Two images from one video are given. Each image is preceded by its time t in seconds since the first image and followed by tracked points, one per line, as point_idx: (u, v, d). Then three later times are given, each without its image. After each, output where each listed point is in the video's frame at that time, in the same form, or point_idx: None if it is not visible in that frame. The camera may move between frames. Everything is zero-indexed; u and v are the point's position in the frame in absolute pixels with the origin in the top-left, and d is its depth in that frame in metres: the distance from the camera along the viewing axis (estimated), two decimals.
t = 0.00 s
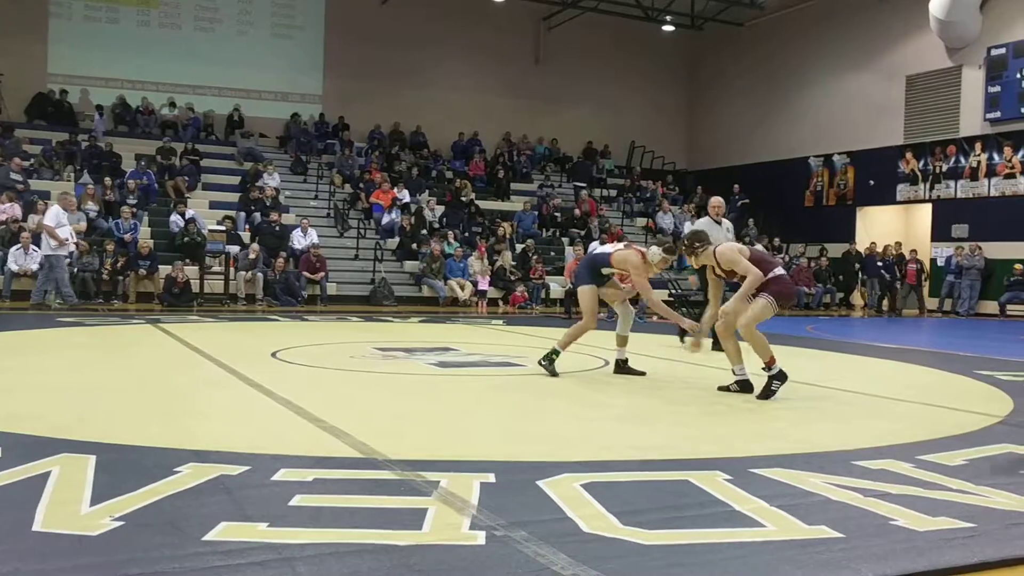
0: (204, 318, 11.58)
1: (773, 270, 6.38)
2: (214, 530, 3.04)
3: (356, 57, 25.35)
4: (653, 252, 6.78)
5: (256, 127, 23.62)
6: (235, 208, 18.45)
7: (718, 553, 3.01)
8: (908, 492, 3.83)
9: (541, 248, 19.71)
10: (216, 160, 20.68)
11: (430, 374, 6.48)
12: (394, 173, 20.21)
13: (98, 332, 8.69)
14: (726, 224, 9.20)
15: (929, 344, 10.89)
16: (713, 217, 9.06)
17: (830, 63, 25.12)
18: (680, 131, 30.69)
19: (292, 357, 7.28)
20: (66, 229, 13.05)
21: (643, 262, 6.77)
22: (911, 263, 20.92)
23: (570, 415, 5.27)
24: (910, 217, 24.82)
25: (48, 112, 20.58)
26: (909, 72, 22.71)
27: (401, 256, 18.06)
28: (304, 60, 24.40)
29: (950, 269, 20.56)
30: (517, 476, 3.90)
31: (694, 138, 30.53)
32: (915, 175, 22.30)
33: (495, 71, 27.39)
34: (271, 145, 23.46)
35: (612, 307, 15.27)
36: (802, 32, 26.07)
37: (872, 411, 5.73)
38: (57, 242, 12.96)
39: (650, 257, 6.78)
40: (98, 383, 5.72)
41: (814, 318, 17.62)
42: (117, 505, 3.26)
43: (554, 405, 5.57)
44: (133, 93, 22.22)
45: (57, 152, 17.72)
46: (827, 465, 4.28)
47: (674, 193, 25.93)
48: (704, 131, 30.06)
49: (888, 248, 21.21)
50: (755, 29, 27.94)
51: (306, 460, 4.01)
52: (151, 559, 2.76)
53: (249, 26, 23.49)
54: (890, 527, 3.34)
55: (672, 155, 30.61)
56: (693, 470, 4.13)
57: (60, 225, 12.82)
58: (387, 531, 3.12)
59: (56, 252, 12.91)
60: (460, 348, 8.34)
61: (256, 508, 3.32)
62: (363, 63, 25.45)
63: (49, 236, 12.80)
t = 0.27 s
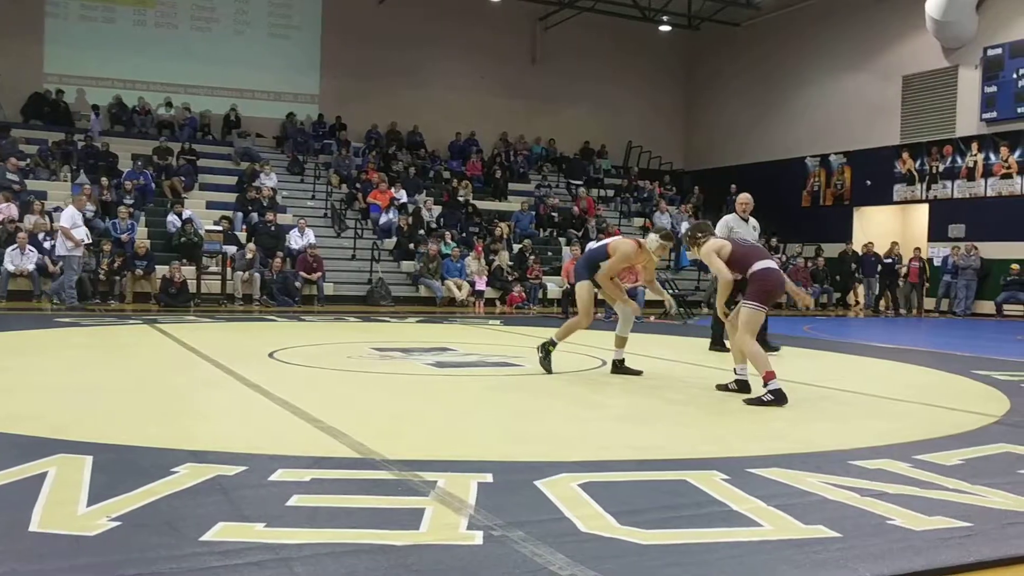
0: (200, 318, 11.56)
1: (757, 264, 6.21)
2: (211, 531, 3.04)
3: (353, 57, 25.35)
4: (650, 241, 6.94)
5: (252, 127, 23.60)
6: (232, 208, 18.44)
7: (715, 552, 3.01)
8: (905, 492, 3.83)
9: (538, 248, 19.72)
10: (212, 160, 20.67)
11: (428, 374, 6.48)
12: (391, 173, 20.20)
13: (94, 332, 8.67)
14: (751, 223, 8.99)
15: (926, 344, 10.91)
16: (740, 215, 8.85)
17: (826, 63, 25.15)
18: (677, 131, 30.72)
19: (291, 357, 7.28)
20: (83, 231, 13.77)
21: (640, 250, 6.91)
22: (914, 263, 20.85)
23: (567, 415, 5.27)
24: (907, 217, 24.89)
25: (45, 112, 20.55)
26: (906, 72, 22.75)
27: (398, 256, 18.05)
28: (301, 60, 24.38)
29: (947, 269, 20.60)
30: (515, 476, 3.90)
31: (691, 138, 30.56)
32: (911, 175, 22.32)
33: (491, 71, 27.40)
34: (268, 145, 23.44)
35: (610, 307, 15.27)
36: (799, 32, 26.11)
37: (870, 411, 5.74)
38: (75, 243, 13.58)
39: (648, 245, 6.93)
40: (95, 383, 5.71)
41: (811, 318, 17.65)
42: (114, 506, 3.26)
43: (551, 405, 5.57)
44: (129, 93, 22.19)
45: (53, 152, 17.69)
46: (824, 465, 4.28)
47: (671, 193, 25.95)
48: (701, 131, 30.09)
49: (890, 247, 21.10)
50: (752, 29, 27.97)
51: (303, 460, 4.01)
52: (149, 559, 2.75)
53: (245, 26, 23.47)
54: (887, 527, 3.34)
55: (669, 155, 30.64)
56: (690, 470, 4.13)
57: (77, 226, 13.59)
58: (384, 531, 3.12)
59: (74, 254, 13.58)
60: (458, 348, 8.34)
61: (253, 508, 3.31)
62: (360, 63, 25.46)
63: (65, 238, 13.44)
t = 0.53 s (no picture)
0: (196, 318, 11.52)
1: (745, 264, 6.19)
2: (207, 531, 3.03)
3: (349, 56, 25.34)
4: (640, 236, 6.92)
5: (248, 126, 23.55)
6: (228, 208, 18.42)
7: (711, 552, 3.02)
8: (900, 491, 3.84)
9: (535, 248, 19.71)
10: (209, 160, 20.63)
11: (423, 374, 6.47)
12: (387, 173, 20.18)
13: (89, 332, 8.66)
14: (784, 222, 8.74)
15: (922, 344, 10.92)
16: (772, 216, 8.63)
17: (823, 63, 25.18)
18: (673, 131, 30.74)
19: (287, 357, 7.27)
20: (95, 230, 13.32)
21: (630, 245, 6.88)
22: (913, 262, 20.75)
23: (563, 415, 5.27)
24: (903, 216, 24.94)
25: (41, 111, 20.48)
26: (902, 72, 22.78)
27: (394, 256, 18.06)
28: (297, 59, 24.35)
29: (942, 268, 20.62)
30: (511, 475, 3.90)
31: (687, 138, 30.58)
32: (907, 175, 22.35)
33: (488, 70, 27.38)
34: (264, 144, 23.40)
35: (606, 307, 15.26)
36: (795, 32, 26.12)
37: (865, 410, 5.75)
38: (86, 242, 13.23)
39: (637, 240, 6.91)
40: (89, 383, 5.70)
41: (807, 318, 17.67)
42: (109, 506, 3.25)
43: (547, 405, 5.57)
44: (125, 92, 22.15)
45: (49, 151, 17.64)
46: (820, 464, 4.29)
47: (667, 193, 25.96)
48: (697, 131, 30.12)
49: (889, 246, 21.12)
50: (748, 29, 27.99)
51: (299, 460, 4.01)
52: (145, 559, 2.75)
53: (241, 25, 23.42)
54: (883, 526, 3.35)
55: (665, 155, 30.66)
56: (686, 470, 4.13)
57: (89, 226, 13.01)
58: (380, 531, 3.12)
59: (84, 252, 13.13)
60: (453, 348, 8.33)
61: (249, 508, 3.31)
62: (356, 62, 25.45)
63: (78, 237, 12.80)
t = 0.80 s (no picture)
0: (190, 317, 11.48)
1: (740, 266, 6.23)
2: (201, 531, 3.03)
3: (343, 55, 25.33)
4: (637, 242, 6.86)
5: (242, 126, 23.51)
6: (222, 207, 18.39)
7: (705, 551, 3.02)
8: (894, 489, 3.85)
9: (529, 247, 19.71)
10: (203, 159, 20.58)
11: (418, 374, 6.46)
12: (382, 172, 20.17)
13: (82, 332, 8.63)
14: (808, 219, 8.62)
15: (916, 343, 10.96)
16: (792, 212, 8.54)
17: (817, 63, 25.23)
18: (667, 131, 30.78)
19: (282, 357, 7.26)
20: (107, 232, 13.38)
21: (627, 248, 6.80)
22: (908, 262, 20.88)
23: (558, 414, 5.27)
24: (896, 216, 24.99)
25: (34, 111, 20.42)
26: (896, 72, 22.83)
27: (389, 255, 18.05)
28: (291, 58, 24.31)
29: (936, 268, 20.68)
30: (505, 475, 3.90)
31: (681, 138, 30.61)
32: (901, 175, 22.41)
33: (482, 70, 27.38)
34: (258, 144, 23.37)
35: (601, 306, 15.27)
36: (790, 32, 26.17)
37: (859, 409, 5.76)
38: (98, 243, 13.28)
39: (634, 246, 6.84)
40: (83, 383, 5.69)
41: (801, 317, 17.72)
42: (103, 506, 3.25)
43: (542, 404, 5.57)
44: (119, 92, 22.10)
45: (42, 150, 17.59)
46: (814, 463, 4.29)
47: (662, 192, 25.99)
48: (692, 131, 30.16)
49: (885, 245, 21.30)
50: (743, 28, 28.03)
51: (293, 460, 4.00)
52: (139, 559, 2.75)
53: (235, 24, 23.37)
54: (877, 525, 3.36)
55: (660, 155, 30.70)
56: (681, 469, 4.14)
57: (101, 227, 13.13)
58: (375, 531, 3.12)
59: (96, 254, 13.27)
60: (448, 348, 8.33)
61: (244, 508, 3.30)
62: (351, 61, 25.44)
63: (91, 239, 13.07)
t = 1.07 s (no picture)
0: (184, 317, 11.45)
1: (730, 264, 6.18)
2: (194, 531, 3.02)
3: (337, 54, 25.30)
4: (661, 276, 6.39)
5: (236, 125, 23.46)
6: (216, 207, 18.35)
7: (698, 549, 3.03)
8: (887, 488, 3.86)
9: (523, 246, 19.69)
10: (196, 159, 20.51)
11: (412, 373, 6.46)
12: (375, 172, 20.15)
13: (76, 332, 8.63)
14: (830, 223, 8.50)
15: (909, 342, 10.99)
16: (814, 215, 8.45)
17: (810, 63, 25.29)
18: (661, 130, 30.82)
19: (275, 356, 7.26)
20: (116, 231, 13.02)
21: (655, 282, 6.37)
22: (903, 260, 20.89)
23: (552, 413, 5.27)
24: (889, 216, 25.07)
25: (26, 109, 20.32)
26: (888, 71, 22.90)
27: (383, 255, 18.06)
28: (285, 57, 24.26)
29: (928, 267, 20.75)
30: (498, 474, 3.91)
31: (675, 137, 30.65)
32: (894, 174, 22.48)
33: (476, 69, 27.38)
34: (252, 143, 23.31)
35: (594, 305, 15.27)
36: (783, 31, 26.22)
37: (852, 408, 5.79)
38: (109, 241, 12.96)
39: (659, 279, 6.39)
40: (76, 383, 5.67)
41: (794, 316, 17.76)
42: (96, 507, 3.24)
43: (536, 403, 5.57)
44: (111, 91, 22.02)
45: (35, 150, 17.51)
46: (807, 462, 4.31)
47: (655, 191, 26.03)
48: (685, 130, 30.20)
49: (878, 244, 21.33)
50: (736, 28, 28.08)
51: (287, 460, 4.00)
52: (132, 559, 2.74)
53: (228, 23, 23.30)
54: (869, 523, 3.37)
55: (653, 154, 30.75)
56: (674, 467, 4.15)
57: (111, 226, 12.85)
58: (369, 530, 3.12)
59: (109, 253, 12.89)
60: (442, 347, 8.34)
61: (238, 508, 3.30)
62: (344, 60, 25.42)
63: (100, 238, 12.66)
